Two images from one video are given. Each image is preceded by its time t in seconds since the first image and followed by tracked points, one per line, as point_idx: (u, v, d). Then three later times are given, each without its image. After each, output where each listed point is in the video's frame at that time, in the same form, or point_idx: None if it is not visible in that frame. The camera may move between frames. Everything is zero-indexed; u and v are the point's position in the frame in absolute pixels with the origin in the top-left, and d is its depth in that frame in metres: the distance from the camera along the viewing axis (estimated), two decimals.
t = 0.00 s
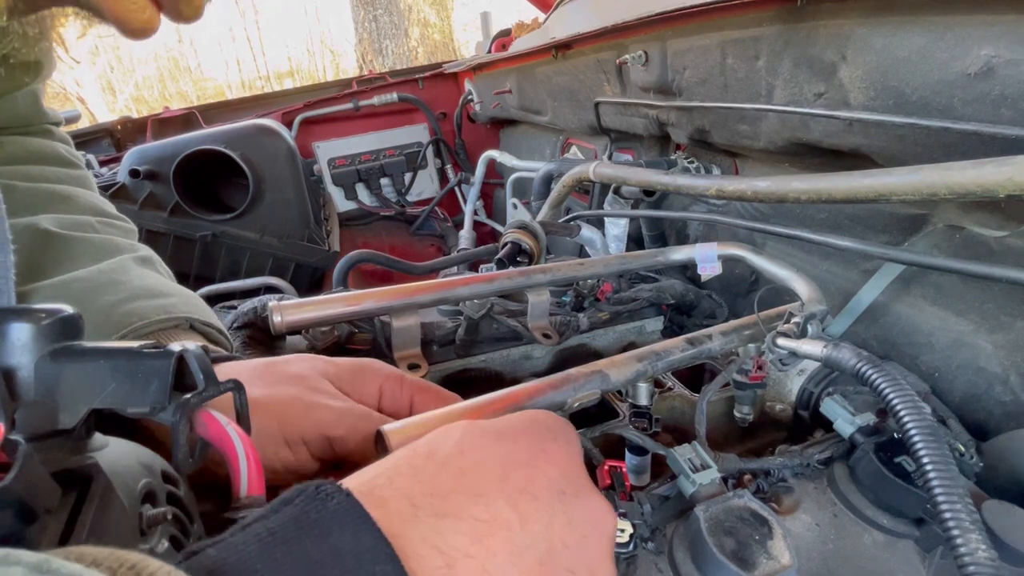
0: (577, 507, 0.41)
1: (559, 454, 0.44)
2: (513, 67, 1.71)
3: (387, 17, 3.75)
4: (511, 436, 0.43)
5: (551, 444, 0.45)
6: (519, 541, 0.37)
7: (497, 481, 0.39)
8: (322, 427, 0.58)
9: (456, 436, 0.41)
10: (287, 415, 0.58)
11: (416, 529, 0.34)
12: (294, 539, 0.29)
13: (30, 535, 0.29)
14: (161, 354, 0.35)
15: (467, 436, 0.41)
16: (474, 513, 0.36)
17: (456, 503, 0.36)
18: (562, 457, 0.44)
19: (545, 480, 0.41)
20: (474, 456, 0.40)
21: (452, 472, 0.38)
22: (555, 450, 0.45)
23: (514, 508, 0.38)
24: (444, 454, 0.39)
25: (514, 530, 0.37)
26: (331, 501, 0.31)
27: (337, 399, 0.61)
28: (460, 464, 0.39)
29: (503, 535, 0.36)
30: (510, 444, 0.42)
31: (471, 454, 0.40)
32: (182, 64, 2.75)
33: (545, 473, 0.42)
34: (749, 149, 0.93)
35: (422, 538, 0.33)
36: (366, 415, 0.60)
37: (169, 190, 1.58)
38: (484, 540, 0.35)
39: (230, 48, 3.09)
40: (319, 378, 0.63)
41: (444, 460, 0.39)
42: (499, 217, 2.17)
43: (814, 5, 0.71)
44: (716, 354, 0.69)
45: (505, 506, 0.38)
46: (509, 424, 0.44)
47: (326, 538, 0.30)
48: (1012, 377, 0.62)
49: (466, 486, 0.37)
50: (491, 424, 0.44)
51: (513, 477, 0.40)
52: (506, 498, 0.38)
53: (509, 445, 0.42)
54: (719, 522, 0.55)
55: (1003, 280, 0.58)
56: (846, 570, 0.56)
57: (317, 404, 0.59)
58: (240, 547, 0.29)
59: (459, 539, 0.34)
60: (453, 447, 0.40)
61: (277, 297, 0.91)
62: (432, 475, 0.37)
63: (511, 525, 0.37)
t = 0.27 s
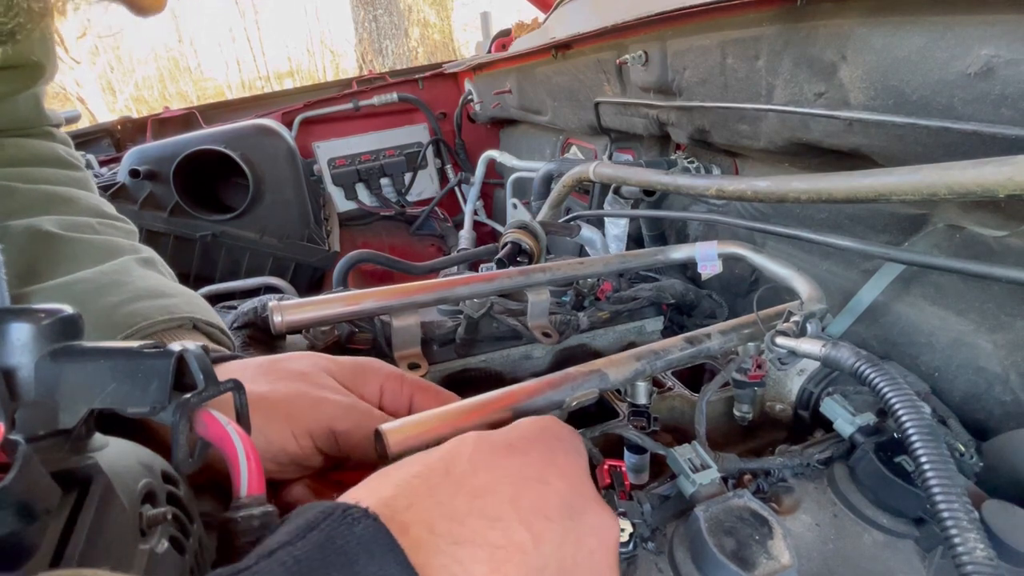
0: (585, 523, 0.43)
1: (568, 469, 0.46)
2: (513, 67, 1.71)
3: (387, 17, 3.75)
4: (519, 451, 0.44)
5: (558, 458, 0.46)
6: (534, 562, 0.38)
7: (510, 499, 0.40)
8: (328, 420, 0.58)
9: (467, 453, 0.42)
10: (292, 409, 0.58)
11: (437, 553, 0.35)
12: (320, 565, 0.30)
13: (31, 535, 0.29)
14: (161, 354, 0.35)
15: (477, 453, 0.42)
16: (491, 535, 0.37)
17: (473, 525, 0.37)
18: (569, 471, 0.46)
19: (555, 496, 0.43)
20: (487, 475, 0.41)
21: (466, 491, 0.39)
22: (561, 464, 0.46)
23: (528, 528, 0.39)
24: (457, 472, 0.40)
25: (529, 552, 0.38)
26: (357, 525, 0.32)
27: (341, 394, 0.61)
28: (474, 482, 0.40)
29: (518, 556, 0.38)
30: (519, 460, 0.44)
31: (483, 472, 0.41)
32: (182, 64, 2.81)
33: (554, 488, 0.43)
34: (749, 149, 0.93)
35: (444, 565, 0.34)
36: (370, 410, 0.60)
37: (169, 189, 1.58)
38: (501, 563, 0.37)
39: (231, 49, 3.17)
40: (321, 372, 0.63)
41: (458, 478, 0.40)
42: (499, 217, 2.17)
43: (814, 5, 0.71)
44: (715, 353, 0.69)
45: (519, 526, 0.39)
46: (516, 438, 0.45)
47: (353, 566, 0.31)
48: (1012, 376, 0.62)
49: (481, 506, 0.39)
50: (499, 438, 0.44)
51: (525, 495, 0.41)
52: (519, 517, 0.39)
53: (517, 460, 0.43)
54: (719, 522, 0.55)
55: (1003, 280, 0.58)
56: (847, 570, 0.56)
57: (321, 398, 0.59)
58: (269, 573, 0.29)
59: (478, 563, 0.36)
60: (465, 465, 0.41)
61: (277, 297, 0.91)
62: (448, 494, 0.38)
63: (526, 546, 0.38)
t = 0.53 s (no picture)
0: (589, 515, 0.43)
1: (572, 462, 0.46)
2: (513, 66, 1.71)
3: (388, 18, 3.74)
4: (524, 445, 0.45)
5: (563, 451, 0.46)
6: (534, 550, 0.39)
7: (512, 490, 0.41)
8: (335, 421, 0.58)
9: (471, 445, 0.43)
10: (300, 410, 0.58)
11: (435, 541, 0.36)
12: (316, 555, 0.32)
13: (31, 535, 0.29)
14: (161, 354, 0.35)
15: (481, 445, 0.43)
16: (490, 523, 0.38)
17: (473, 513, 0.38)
18: (574, 465, 0.46)
19: (558, 488, 0.43)
20: (489, 465, 0.41)
21: (468, 482, 0.40)
22: (567, 457, 0.46)
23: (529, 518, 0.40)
24: (459, 463, 0.41)
25: (529, 540, 0.39)
26: (352, 517, 0.34)
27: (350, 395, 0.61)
28: (476, 472, 0.41)
29: (519, 544, 0.38)
30: (523, 452, 0.44)
31: (485, 464, 0.42)
32: (180, 61, 2.95)
33: (558, 480, 0.44)
34: (749, 149, 0.93)
35: (441, 552, 0.35)
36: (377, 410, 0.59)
37: (169, 190, 1.58)
38: (500, 551, 0.37)
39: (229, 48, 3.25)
40: (330, 377, 0.63)
41: (461, 469, 0.40)
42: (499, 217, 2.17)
43: (814, 5, 0.71)
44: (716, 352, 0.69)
45: (520, 516, 0.40)
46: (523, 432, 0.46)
47: (348, 556, 0.32)
48: (1012, 376, 0.62)
49: (483, 496, 0.39)
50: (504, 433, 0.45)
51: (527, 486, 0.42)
52: (521, 507, 0.40)
53: (521, 453, 0.44)
54: (719, 522, 0.55)
55: (1003, 280, 0.58)
56: (847, 570, 0.56)
57: (331, 399, 0.59)
58: (266, 561, 0.31)
59: (476, 551, 0.36)
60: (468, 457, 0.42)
61: (277, 297, 0.90)
62: (449, 485, 0.39)
63: (527, 535, 0.39)
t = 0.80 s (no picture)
0: (593, 513, 0.43)
1: (578, 459, 0.46)
2: (513, 67, 1.71)
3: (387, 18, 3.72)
4: (531, 440, 0.45)
5: (568, 447, 0.47)
6: (541, 543, 0.39)
7: (520, 485, 0.41)
8: (323, 436, 0.58)
9: (480, 439, 0.43)
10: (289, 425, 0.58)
11: (447, 533, 0.36)
12: (324, 543, 0.32)
13: (31, 535, 0.29)
14: (161, 354, 0.35)
15: (490, 438, 0.43)
16: (499, 516, 0.38)
17: (483, 506, 0.38)
18: (580, 462, 0.46)
19: (564, 484, 0.43)
20: (498, 458, 0.42)
21: (477, 475, 0.40)
22: (572, 454, 0.46)
23: (537, 512, 0.40)
24: (469, 456, 0.41)
25: (537, 534, 0.39)
26: (359, 505, 0.34)
27: (337, 408, 0.61)
28: (486, 465, 0.41)
29: (527, 538, 0.38)
30: (531, 448, 0.44)
31: (494, 456, 0.42)
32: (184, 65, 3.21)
33: (564, 477, 0.44)
34: (749, 149, 0.93)
35: (453, 543, 0.35)
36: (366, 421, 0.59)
37: (169, 190, 1.58)
38: (510, 543, 0.37)
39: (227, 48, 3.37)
40: (319, 389, 0.63)
41: (470, 462, 0.41)
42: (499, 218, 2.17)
43: (814, 5, 0.71)
44: (715, 354, 0.69)
45: (529, 510, 0.40)
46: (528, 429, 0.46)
47: (355, 544, 0.32)
48: (1012, 376, 0.62)
49: (491, 489, 0.39)
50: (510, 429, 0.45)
51: (534, 481, 0.42)
52: (529, 502, 0.40)
53: (529, 449, 0.44)
54: (719, 522, 0.55)
55: (1003, 280, 0.58)
56: (847, 570, 0.56)
57: (319, 415, 0.59)
58: (274, 548, 0.32)
59: (487, 543, 0.37)
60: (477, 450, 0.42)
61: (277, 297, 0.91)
62: (459, 477, 0.39)
63: (535, 530, 0.39)
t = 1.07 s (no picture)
0: (597, 514, 0.43)
1: (581, 460, 0.46)
2: (513, 66, 1.71)
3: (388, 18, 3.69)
4: (533, 442, 0.45)
5: (570, 449, 0.47)
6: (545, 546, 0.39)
7: (522, 488, 0.41)
8: (329, 436, 0.58)
9: (481, 442, 0.43)
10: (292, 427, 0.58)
11: (449, 539, 0.36)
12: (331, 552, 0.32)
13: (31, 535, 0.29)
14: (160, 354, 0.35)
15: (491, 441, 0.43)
16: (502, 520, 0.39)
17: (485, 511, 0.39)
18: (582, 463, 0.46)
19: (567, 487, 0.43)
20: (499, 462, 0.42)
21: (479, 480, 0.40)
22: (575, 455, 0.47)
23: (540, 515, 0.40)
24: (470, 460, 0.41)
25: (541, 538, 0.39)
26: (365, 514, 0.34)
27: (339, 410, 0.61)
28: (488, 469, 0.41)
29: (531, 541, 0.39)
30: (533, 450, 0.44)
31: (496, 460, 0.42)
32: (182, 66, 3.21)
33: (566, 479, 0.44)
34: (749, 149, 0.93)
35: (456, 549, 0.36)
36: (370, 420, 0.60)
37: (169, 190, 1.58)
38: (513, 548, 0.38)
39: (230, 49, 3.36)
40: (323, 388, 0.62)
41: (471, 467, 0.41)
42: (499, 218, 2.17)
43: (814, 5, 0.71)
44: (714, 355, 0.69)
45: (531, 513, 0.40)
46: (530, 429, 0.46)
47: (360, 553, 0.32)
48: (1012, 376, 0.62)
49: (493, 493, 0.40)
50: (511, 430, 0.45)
51: (537, 484, 0.42)
52: (531, 505, 0.40)
53: (531, 451, 0.44)
54: (719, 522, 0.55)
55: (1003, 280, 0.58)
56: (846, 570, 0.56)
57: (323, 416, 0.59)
58: (280, 559, 0.31)
59: (489, 549, 0.37)
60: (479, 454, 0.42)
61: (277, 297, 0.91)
62: (461, 482, 0.40)
63: (538, 534, 0.39)
